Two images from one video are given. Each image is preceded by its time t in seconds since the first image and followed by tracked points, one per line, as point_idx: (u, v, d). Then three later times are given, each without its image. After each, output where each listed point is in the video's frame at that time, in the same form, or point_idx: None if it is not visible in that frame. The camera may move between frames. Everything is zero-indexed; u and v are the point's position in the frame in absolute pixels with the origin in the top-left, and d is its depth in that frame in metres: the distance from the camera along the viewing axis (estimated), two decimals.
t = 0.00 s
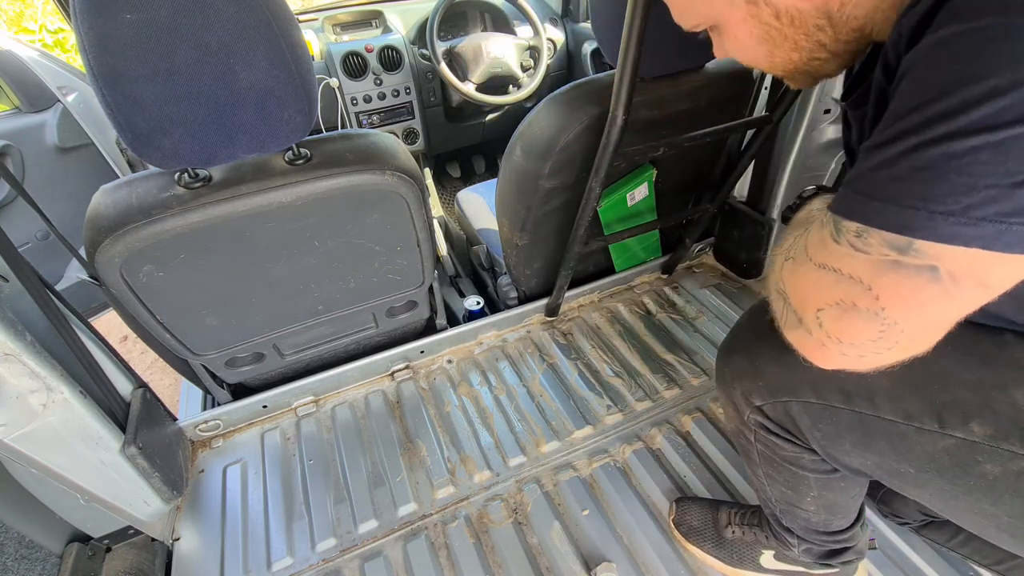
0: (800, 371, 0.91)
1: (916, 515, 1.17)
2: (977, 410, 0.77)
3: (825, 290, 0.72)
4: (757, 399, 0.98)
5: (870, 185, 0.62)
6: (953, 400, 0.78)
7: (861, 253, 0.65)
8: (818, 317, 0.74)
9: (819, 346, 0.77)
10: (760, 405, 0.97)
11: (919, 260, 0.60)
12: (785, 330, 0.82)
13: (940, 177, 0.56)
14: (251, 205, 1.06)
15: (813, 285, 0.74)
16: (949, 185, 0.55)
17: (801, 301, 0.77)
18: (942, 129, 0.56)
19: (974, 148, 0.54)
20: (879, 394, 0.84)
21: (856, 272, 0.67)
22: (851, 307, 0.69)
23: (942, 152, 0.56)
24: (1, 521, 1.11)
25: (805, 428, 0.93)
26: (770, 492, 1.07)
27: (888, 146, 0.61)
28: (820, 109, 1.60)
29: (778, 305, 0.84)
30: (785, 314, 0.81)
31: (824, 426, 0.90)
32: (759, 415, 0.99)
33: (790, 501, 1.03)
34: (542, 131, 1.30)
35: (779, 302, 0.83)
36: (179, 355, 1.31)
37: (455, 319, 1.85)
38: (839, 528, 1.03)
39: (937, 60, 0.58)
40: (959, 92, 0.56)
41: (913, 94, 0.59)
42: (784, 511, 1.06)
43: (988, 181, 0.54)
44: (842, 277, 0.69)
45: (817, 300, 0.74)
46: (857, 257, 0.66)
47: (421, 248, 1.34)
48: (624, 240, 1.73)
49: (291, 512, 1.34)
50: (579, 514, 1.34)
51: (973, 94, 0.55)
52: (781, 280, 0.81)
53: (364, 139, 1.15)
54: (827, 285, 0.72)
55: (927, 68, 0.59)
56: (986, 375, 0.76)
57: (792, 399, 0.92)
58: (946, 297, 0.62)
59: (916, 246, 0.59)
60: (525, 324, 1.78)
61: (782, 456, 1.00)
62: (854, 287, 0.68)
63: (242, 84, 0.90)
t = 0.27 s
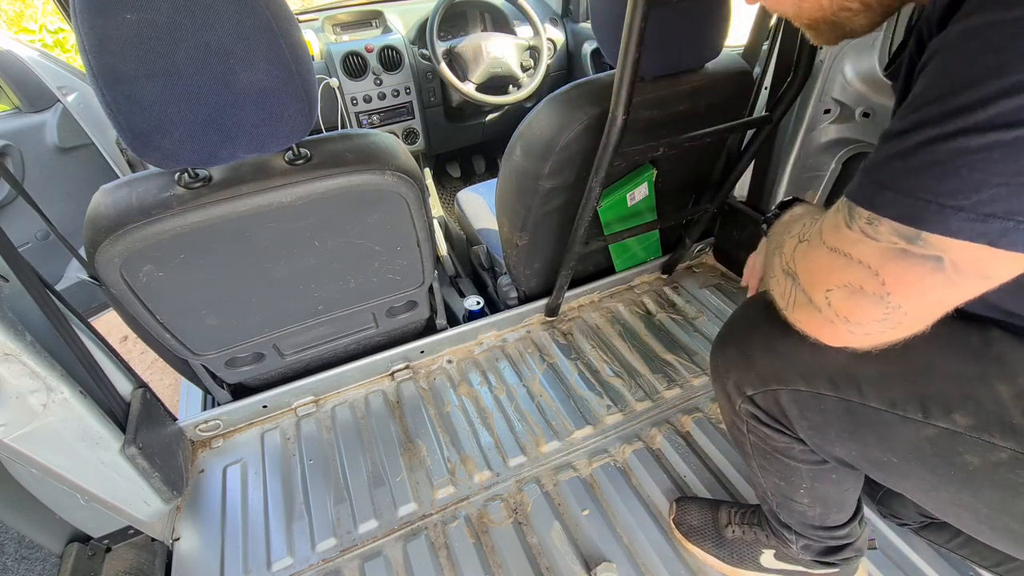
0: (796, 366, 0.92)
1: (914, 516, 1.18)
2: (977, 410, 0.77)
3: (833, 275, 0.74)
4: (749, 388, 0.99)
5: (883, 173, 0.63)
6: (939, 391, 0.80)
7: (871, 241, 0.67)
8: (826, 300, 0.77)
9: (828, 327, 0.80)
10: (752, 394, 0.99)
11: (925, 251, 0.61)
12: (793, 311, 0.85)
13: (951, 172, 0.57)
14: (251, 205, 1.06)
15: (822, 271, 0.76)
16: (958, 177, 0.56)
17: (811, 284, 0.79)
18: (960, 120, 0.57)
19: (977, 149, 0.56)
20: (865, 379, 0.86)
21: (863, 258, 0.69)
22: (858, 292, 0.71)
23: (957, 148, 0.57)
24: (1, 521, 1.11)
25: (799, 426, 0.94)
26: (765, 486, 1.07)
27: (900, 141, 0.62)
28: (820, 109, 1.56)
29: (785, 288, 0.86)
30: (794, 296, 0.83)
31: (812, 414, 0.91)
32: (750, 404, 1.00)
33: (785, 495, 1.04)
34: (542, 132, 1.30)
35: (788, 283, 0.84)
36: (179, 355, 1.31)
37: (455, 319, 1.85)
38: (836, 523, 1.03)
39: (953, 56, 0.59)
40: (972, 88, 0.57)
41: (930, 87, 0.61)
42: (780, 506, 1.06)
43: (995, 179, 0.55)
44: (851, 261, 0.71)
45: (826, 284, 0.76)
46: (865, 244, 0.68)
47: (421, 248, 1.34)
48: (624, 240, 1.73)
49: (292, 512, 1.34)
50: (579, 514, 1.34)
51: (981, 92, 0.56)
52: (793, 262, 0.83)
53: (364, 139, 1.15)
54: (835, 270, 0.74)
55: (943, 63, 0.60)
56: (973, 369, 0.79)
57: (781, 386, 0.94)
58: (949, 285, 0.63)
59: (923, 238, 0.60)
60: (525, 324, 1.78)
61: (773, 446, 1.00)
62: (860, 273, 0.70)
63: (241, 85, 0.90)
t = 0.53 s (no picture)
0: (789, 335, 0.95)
1: (914, 517, 1.18)
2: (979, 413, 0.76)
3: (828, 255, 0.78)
4: (743, 349, 1.02)
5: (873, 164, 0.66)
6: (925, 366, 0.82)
7: (864, 228, 0.70)
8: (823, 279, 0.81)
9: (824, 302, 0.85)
10: (746, 355, 1.02)
11: (911, 240, 0.65)
12: (791, 284, 0.89)
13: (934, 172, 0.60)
14: (251, 205, 1.06)
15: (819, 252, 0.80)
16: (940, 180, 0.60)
17: (808, 262, 0.82)
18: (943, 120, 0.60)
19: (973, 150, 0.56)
20: (849, 344, 0.89)
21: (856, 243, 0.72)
22: (851, 273, 0.76)
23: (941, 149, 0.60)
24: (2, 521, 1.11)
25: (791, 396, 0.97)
26: (763, 460, 1.08)
27: (893, 135, 0.65)
28: (820, 109, 1.57)
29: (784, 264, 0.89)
30: (792, 272, 0.87)
31: (798, 377, 0.95)
32: (745, 365, 1.03)
33: (782, 468, 1.05)
34: (542, 132, 1.30)
35: (786, 258, 0.87)
36: (179, 355, 1.31)
37: (455, 319, 1.85)
38: (835, 505, 1.03)
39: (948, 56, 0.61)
40: (962, 88, 0.59)
41: (923, 83, 0.63)
42: (779, 484, 1.07)
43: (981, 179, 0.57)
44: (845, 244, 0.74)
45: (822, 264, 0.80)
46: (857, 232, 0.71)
47: (421, 248, 1.34)
48: (624, 240, 1.72)
49: (292, 512, 1.34)
50: (579, 513, 1.34)
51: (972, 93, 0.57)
52: (792, 239, 0.86)
53: (364, 139, 1.15)
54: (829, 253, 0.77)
55: (938, 61, 0.62)
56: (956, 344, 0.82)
57: (770, 347, 0.97)
58: (930, 272, 0.68)
59: (910, 230, 0.64)
60: (525, 324, 1.79)
61: (768, 411, 1.03)
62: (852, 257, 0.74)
63: (241, 84, 0.90)
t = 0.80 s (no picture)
0: (780, 328, 0.95)
1: (913, 518, 1.19)
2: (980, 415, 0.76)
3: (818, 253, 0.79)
4: (739, 340, 1.02)
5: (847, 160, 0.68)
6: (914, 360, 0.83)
7: (849, 225, 0.70)
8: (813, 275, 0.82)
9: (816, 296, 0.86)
10: (742, 346, 1.02)
11: (893, 237, 0.66)
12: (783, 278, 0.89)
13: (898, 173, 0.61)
14: (251, 205, 1.06)
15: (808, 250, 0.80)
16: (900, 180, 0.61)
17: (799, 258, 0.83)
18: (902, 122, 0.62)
19: (967, 152, 0.56)
20: (842, 336, 0.89)
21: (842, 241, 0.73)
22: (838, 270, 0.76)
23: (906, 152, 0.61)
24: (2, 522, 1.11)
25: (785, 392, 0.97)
26: (760, 453, 1.08)
27: (873, 136, 0.65)
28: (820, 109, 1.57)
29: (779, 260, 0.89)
30: (785, 268, 0.87)
31: (789, 367, 0.94)
32: (741, 356, 1.03)
33: (779, 462, 1.05)
34: (542, 132, 1.30)
35: (779, 253, 0.88)
36: (179, 355, 1.31)
37: (455, 319, 1.85)
38: (833, 499, 1.03)
39: (926, 56, 0.61)
40: (940, 89, 0.59)
41: (900, 82, 0.64)
42: (777, 477, 1.07)
43: (968, 179, 0.57)
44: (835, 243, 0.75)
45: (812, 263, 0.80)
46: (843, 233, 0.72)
47: (421, 248, 1.34)
48: (624, 240, 1.72)
49: (292, 512, 1.34)
50: (579, 513, 1.34)
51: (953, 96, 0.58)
52: (784, 235, 0.86)
53: (363, 139, 1.15)
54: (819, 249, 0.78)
55: (915, 60, 0.63)
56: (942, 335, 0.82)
57: (764, 338, 0.97)
58: (914, 267, 0.68)
59: (892, 229, 0.65)
60: (525, 324, 1.78)
61: (763, 401, 1.03)
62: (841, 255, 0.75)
63: (241, 84, 0.90)
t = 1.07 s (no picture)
0: (779, 341, 0.95)
1: (913, 518, 1.18)
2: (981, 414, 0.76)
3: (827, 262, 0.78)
4: (737, 353, 1.02)
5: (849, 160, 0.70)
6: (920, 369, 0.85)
7: (858, 226, 0.70)
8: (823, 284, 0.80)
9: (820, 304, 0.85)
10: (740, 359, 1.01)
11: (906, 234, 0.65)
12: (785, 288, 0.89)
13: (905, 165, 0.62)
14: (251, 205, 1.06)
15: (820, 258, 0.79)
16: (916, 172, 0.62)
17: (803, 265, 0.82)
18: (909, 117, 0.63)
19: (965, 146, 0.57)
20: (841, 335, 0.89)
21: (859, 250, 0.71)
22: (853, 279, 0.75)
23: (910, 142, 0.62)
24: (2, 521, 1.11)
25: (785, 404, 0.97)
26: (758, 462, 1.08)
27: (881, 134, 0.65)
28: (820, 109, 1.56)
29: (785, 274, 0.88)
30: (787, 276, 0.87)
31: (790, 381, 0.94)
32: (739, 369, 1.03)
33: (778, 471, 1.04)
34: (542, 132, 1.30)
35: (778, 261, 0.88)
36: (179, 355, 1.31)
37: (455, 319, 1.85)
38: (831, 506, 1.03)
39: (927, 53, 0.62)
40: (947, 82, 0.59)
41: (900, 82, 0.66)
42: (775, 485, 1.07)
43: (983, 171, 0.57)
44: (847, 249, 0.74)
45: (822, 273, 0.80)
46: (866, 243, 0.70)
47: (421, 248, 1.34)
48: (624, 240, 1.73)
49: (292, 512, 1.34)
50: (579, 513, 1.34)
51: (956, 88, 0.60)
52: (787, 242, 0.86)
53: (363, 139, 1.15)
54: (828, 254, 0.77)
55: (916, 59, 0.64)
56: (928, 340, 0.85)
57: (763, 351, 0.97)
58: (926, 266, 0.67)
59: (904, 226, 0.64)
60: (525, 324, 1.78)
61: (761, 414, 1.02)
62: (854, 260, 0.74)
63: (241, 84, 0.90)
